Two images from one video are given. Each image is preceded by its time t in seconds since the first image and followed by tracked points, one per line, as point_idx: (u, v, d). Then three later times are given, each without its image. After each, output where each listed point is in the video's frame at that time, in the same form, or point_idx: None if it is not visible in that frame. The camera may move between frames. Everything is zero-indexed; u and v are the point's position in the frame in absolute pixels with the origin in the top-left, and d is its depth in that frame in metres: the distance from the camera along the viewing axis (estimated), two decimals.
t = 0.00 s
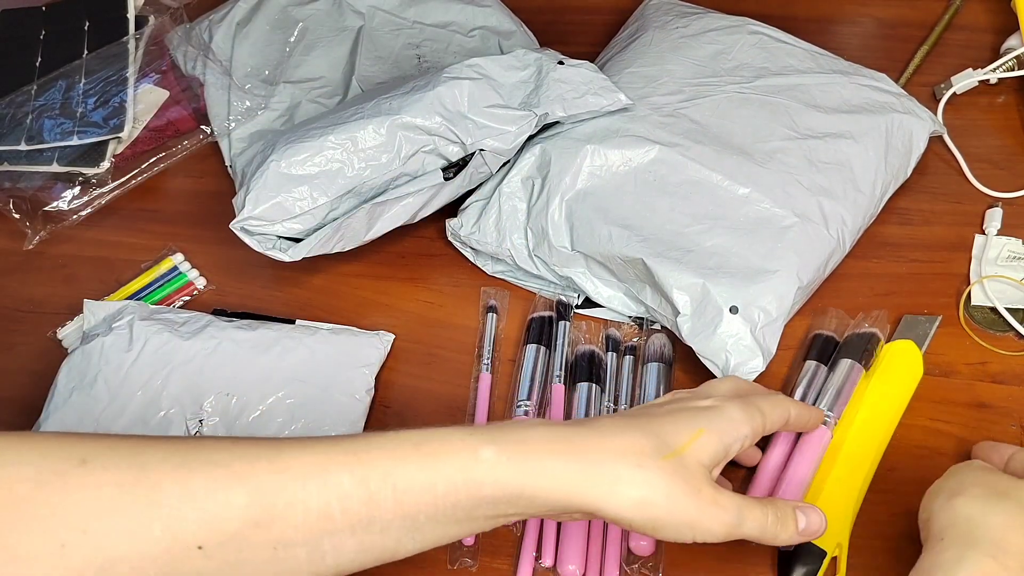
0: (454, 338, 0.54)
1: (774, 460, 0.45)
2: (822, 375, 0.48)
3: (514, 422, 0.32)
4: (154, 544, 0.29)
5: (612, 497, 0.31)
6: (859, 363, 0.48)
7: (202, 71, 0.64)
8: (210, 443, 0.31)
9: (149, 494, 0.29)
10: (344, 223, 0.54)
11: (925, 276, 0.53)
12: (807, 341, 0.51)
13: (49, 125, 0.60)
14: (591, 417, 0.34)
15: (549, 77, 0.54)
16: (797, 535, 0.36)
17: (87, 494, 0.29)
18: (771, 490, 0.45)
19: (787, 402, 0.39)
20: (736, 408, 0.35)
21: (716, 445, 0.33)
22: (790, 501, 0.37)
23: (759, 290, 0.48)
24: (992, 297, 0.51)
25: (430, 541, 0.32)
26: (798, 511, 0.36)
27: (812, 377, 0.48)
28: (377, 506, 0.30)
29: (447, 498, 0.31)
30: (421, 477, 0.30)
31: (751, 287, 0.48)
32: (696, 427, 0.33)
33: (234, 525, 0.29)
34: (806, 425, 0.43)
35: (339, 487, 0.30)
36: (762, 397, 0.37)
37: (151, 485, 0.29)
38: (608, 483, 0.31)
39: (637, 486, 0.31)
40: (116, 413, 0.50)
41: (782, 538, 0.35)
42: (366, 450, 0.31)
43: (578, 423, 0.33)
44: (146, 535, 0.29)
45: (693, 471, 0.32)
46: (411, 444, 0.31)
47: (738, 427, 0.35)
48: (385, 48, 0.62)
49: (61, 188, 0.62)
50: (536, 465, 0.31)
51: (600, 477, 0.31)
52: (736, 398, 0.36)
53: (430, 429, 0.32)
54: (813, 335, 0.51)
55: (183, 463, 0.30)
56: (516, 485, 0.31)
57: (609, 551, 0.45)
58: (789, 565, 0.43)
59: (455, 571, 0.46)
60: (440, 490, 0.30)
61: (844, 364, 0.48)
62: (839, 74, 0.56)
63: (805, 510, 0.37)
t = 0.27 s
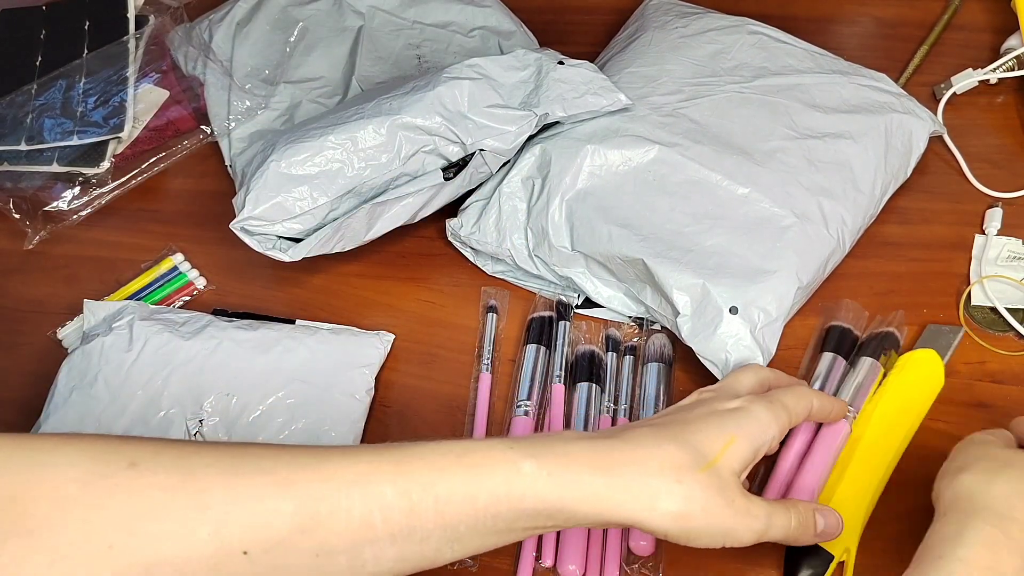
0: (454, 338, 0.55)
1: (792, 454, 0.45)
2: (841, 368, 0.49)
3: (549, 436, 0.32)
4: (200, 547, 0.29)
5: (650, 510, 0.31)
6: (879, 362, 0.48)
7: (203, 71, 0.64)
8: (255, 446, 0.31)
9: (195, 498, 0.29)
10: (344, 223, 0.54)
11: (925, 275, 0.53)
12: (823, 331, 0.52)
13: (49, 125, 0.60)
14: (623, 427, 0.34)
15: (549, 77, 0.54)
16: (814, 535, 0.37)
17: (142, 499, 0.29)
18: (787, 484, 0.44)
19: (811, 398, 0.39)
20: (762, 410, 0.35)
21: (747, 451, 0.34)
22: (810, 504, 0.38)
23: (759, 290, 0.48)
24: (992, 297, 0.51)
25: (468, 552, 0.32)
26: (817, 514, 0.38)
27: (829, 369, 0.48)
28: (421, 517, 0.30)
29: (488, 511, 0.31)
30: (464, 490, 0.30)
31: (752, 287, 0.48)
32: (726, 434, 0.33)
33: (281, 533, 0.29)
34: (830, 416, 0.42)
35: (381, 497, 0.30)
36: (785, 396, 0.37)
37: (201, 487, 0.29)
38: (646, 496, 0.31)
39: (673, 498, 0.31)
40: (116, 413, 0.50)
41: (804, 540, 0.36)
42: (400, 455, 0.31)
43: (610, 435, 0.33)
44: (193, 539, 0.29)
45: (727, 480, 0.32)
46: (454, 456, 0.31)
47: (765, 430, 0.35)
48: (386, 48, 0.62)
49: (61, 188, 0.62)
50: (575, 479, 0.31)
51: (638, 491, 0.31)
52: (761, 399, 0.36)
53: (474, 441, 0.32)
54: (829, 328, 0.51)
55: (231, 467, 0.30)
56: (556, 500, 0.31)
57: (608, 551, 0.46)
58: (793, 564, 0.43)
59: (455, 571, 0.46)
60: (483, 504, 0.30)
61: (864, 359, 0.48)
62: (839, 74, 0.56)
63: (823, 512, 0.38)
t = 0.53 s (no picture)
0: (454, 338, 0.55)
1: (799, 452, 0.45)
2: (854, 367, 0.49)
3: (561, 449, 0.32)
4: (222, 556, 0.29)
5: (664, 519, 0.31)
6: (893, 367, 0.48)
7: (203, 71, 0.64)
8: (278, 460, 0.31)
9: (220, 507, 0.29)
10: (344, 224, 0.54)
11: (925, 276, 0.53)
12: (836, 331, 0.52)
13: (49, 125, 0.60)
14: (635, 438, 0.34)
15: (549, 77, 0.54)
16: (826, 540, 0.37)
17: (161, 503, 0.29)
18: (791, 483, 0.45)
19: (821, 401, 0.39)
20: (772, 414, 0.35)
21: (759, 457, 0.33)
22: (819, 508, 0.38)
23: (759, 290, 0.48)
24: (992, 297, 0.51)
25: (481, 563, 0.32)
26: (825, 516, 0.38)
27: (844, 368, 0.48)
28: (439, 525, 0.30)
29: (503, 521, 0.31)
30: (478, 500, 0.30)
31: (752, 287, 0.48)
32: (737, 442, 0.33)
33: (299, 541, 0.29)
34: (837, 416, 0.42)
35: (398, 506, 0.30)
36: (796, 398, 0.37)
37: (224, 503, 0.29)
38: (658, 506, 0.31)
39: (686, 508, 0.31)
40: (116, 413, 0.50)
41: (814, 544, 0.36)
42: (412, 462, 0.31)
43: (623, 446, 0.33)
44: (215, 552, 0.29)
45: (738, 488, 0.32)
46: (469, 467, 0.31)
47: (776, 434, 0.35)
48: (386, 48, 0.62)
49: (61, 188, 0.62)
50: (588, 492, 0.31)
51: (650, 501, 0.31)
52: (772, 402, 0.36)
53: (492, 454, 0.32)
54: (844, 327, 0.51)
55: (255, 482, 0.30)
56: (570, 512, 0.31)
57: (609, 552, 0.46)
58: (792, 565, 0.43)
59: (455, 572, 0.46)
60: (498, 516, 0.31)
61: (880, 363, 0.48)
62: (839, 74, 0.56)
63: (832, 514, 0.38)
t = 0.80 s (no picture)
0: (455, 338, 0.54)
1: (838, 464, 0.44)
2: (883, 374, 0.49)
3: (586, 452, 0.32)
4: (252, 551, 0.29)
5: (688, 524, 0.31)
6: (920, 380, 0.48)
7: (203, 71, 0.64)
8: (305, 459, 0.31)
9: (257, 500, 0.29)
10: (344, 224, 0.54)
11: (925, 276, 0.53)
12: (865, 334, 0.51)
13: (49, 125, 0.60)
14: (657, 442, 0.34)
15: (549, 77, 0.54)
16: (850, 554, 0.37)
17: (187, 499, 0.29)
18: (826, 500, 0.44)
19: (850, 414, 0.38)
20: (800, 421, 0.35)
21: (786, 465, 0.33)
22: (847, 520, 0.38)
23: (759, 290, 0.48)
24: (992, 297, 0.51)
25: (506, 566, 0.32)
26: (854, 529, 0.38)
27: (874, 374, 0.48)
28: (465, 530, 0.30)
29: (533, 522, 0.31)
30: (503, 501, 0.30)
31: (752, 287, 0.48)
32: (764, 449, 0.33)
33: (328, 539, 0.29)
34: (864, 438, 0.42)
35: (424, 508, 0.30)
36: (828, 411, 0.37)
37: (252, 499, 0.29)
38: (685, 513, 0.31)
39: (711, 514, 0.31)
40: (116, 413, 0.50)
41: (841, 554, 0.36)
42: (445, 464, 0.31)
43: (648, 452, 0.33)
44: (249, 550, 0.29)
45: (765, 497, 0.32)
46: (493, 468, 0.31)
47: (802, 442, 0.34)
48: (386, 48, 0.62)
49: (61, 188, 0.62)
50: (614, 494, 0.31)
51: (679, 506, 0.31)
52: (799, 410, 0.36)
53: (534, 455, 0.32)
54: (872, 332, 0.51)
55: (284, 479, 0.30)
56: (595, 515, 0.30)
57: (608, 552, 0.46)
58: None
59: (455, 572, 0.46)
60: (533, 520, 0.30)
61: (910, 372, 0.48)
62: (839, 74, 0.56)
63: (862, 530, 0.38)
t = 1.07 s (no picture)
0: (454, 338, 0.54)
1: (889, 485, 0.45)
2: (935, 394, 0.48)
3: (660, 480, 0.34)
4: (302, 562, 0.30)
5: (753, 552, 0.33)
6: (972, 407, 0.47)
7: (202, 71, 0.64)
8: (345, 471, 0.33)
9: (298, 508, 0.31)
10: (344, 224, 0.54)
11: (925, 276, 0.53)
12: (918, 352, 0.51)
13: (49, 125, 0.61)
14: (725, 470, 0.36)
15: (549, 77, 0.54)
16: None
17: (240, 507, 0.31)
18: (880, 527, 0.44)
19: (906, 449, 0.41)
20: (860, 453, 0.38)
21: (843, 496, 0.36)
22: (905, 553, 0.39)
23: (759, 291, 0.48)
24: (992, 297, 0.51)
25: None
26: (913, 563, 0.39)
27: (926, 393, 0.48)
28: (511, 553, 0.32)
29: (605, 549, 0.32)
30: (562, 525, 0.32)
31: (752, 287, 0.48)
32: (826, 481, 0.36)
33: (376, 557, 0.31)
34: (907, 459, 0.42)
35: (478, 528, 0.32)
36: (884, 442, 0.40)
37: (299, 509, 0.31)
38: (751, 541, 0.33)
39: (773, 544, 0.33)
40: (116, 413, 0.50)
41: None
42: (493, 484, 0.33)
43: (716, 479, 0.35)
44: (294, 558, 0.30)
45: (823, 526, 0.34)
46: (553, 490, 0.33)
47: (858, 474, 0.37)
48: (385, 48, 0.62)
49: (61, 188, 0.62)
50: (683, 521, 0.33)
51: (743, 533, 0.33)
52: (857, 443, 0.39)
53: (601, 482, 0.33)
54: (927, 350, 0.50)
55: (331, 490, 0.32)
56: (668, 539, 0.32)
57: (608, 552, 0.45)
58: None
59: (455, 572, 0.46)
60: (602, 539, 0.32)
61: (960, 398, 0.47)
62: (839, 74, 0.56)
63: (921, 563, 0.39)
